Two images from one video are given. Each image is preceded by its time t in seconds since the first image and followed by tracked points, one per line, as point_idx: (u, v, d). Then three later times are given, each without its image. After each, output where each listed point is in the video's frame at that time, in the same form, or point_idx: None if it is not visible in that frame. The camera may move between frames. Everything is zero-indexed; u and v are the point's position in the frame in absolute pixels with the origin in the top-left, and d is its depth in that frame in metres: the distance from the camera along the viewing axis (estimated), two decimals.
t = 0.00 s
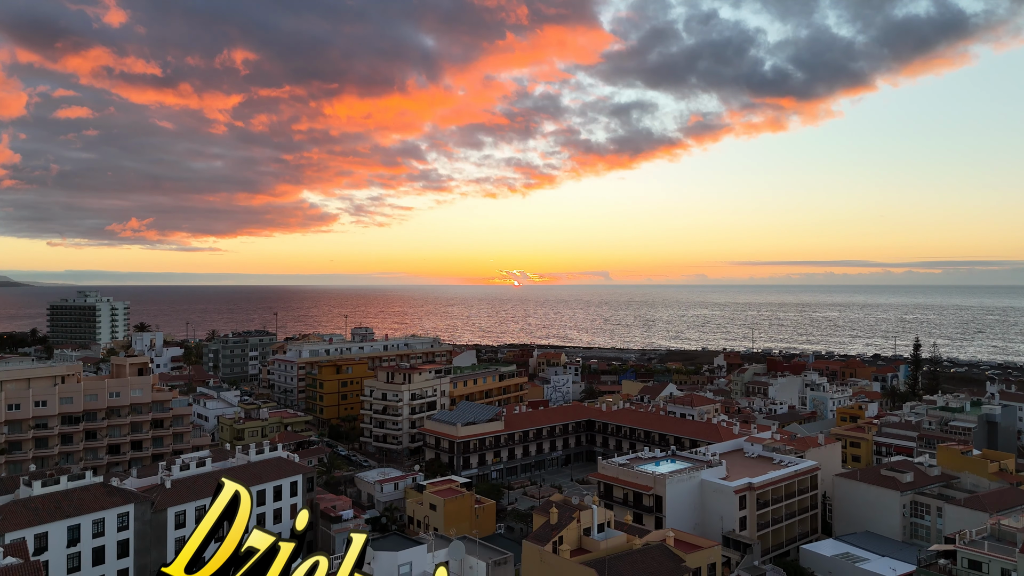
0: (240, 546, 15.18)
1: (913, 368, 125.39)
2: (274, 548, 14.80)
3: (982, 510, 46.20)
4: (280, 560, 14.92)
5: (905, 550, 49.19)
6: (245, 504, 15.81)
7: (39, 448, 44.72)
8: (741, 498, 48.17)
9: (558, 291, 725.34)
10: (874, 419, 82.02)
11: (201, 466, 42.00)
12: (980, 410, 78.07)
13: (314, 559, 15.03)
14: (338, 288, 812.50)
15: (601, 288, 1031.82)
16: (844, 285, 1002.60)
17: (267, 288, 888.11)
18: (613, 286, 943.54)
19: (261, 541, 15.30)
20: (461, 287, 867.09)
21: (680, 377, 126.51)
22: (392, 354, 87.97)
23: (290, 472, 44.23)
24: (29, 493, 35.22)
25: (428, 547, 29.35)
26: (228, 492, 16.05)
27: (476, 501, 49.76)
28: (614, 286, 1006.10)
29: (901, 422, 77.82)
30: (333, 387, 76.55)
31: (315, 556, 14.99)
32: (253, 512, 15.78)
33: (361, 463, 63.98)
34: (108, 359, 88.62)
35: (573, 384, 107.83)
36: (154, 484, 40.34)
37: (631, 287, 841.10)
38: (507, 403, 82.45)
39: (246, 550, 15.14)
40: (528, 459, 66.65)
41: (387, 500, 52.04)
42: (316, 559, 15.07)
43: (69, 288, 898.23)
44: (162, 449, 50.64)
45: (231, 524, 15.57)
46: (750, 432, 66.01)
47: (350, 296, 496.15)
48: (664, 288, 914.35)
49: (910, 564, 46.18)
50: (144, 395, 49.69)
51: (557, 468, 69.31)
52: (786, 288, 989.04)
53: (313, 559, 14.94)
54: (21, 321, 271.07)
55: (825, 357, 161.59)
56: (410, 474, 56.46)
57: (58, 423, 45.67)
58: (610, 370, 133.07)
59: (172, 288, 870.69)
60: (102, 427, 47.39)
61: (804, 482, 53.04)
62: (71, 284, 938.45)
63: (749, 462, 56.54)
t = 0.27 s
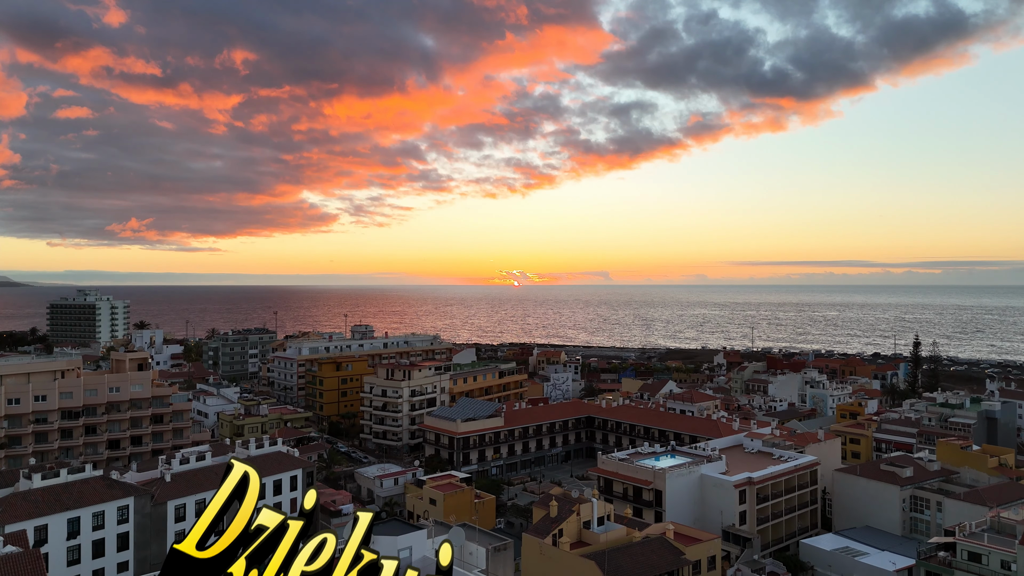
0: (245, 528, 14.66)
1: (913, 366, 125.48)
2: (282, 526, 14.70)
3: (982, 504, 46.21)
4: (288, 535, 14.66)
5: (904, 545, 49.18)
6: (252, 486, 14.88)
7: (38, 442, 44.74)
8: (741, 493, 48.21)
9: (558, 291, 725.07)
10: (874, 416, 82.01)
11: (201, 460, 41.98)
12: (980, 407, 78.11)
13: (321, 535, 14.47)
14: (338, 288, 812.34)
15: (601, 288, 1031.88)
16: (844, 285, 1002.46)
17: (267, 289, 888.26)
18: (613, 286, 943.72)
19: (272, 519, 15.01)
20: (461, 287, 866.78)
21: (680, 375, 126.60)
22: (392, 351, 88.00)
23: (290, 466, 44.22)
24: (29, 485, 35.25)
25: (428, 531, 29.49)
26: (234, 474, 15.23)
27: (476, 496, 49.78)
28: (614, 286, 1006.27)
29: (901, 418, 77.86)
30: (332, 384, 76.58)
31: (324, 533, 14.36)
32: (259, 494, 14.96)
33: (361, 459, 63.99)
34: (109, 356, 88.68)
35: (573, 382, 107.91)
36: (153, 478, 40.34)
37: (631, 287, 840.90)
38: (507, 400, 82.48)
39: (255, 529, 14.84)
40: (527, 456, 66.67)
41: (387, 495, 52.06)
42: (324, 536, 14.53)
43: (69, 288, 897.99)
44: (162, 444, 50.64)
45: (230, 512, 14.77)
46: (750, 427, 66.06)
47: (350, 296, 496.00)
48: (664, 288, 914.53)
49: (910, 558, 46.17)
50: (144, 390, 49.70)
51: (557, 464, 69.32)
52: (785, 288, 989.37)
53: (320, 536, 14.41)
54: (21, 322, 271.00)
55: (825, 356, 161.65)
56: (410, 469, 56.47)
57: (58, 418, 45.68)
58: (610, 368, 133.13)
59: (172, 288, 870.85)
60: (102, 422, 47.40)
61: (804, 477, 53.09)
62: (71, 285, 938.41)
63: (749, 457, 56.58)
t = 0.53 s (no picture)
0: (253, 508, 14.62)
1: (913, 364, 125.66)
2: (289, 503, 14.52)
3: (983, 499, 46.29)
4: (296, 515, 14.56)
5: (904, 539, 49.22)
6: (261, 464, 14.96)
7: (39, 437, 44.79)
8: (740, 487, 48.27)
9: (558, 291, 724.90)
10: (874, 413, 82.07)
11: (202, 454, 42.02)
12: (979, 403, 78.21)
13: (328, 512, 14.55)
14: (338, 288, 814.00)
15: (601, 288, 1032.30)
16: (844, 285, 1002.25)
17: (267, 289, 888.61)
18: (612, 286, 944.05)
19: (281, 498, 14.90)
20: (461, 287, 866.29)
21: (680, 373, 126.76)
22: (393, 348, 88.11)
23: (290, 461, 44.22)
24: (29, 478, 35.36)
25: (429, 517, 29.68)
26: (240, 454, 15.21)
27: (476, 491, 49.84)
28: (614, 286, 1007.00)
29: (901, 415, 77.99)
30: (333, 381, 76.64)
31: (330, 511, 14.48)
32: (265, 475, 14.97)
33: (361, 455, 64.03)
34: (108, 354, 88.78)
35: (573, 380, 108.00)
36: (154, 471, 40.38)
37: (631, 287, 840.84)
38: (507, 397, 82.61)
39: (264, 508, 14.70)
40: (527, 452, 66.74)
41: (387, 490, 52.10)
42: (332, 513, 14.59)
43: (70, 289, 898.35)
44: (162, 439, 50.67)
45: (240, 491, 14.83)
46: (750, 423, 66.17)
47: (350, 296, 496.33)
48: (664, 288, 915.03)
49: (910, 553, 46.22)
50: (144, 385, 49.70)
51: (557, 461, 69.36)
52: (785, 288, 989.71)
53: (328, 513, 14.53)
54: (21, 322, 271.24)
55: (825, 354, 161.72)
56: (410, 465, 56.52)
57: (58, 413, 45.71)
58: (609, 367, 133.28)
59: (172, 288, 870.73)
60: (102, 417, 47.43)
61: (804, 472, 53.18)
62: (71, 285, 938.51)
63: (749, 453, 56.70)
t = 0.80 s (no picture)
0: (262, 487, 14.70)
1: (913, 362, 125.71)
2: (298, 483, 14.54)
3: (983, 493, 46.38)
4: (303, 495, 14.52)
5: (904, 534, 49.27)
6: (268, 446, 15.20)
7: (39, 432, 44.83)
8: (740, 482, 48.30)
9: (558, 291, 724.80)
10: (874, 409, 82.10)
11: (202, 448, 42.03)
12: (979, 399, 78.28)
13: (336, 492, 14.64)
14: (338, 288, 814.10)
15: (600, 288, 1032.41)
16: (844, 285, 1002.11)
17: (267, 289, 888.77)
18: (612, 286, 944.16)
19: (289, 477, 14.95)
20: (461, 288, 866.32)
21: (680, 371, 126.79)
22: (393, 346, 88.13)
23: (290, 455, 44.25)
24: (29, 471, 35.48)
25: (428, 503, 29.65)
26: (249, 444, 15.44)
27: (476, 485, 49.90)
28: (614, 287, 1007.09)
29: (901, 411, 78.03)
30: (333, 378, 76.67)
31: (336, 490, 14.63)
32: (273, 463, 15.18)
33: (361, 452, 64.04)
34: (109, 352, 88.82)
35: (573, 378, 108.07)
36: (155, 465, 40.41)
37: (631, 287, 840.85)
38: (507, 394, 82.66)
39: (272, 487, 14.76)
40: (527, 448, 66.77)
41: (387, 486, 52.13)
42: (338, 492, 14.68)
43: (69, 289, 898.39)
44: (162, 435, 50.68)
45: (247, 471, 14.91)
46: (750, 419, 66.22)
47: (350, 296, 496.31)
48: (664, 288, 915.13)
49: (910, 547, 46.25)
50: (144, 380, 49.71)
51: (557, 457, 69.40)
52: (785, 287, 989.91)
53: (335, 493, 14.64)
54: (20, 322, 271.26)
55: (825, 353, 161.71)
56: (410, 461, 56.55)
57: (58, 408, 45.75)
58: (609, 365, 133.35)
59: (172, 288, 870.77)
60: (102, 412, 47.44)
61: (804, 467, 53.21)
62: (71, 286, 938.32)
63: (749, 448, 56.76)
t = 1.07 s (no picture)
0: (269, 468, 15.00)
1: (912, 359, 125.64)
2: (306, 463, 14.81)
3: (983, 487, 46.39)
4: (311, 475, 14.80)
5: (904, 528, 49.28)
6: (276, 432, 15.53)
7: (39, 427, 44.83)
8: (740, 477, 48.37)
9: (558, 291, 724.32)
10: (873, 406, 82.08)
11: (202, 443, 42.02)
12: (979, 396, 78.26)
13: (343, 473, 14.94)
14: (338, 288, 814.27)
15: (600, 288, 1032.32)
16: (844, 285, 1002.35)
17: (267, 289, 888.81)
18: (612, 286, 944.14)
19: (296, 459, 15.14)
20: (461, 288, 866.23)
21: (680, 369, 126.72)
22: (393, 343, 88.13)
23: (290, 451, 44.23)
24: (29, 464, 35.65)
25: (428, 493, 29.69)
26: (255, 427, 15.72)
27: (476, 480, 49.96)
28: (613, 287, 1006.79)
29: (901, 408, 78.02)
30: (333, 375, 76.66)
31: (344, 472, 14.81)
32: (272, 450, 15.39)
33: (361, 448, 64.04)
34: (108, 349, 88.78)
35: (573, 376, 108.00)
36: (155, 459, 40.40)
37: (631, 287, 840.33)
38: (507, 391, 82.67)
39: (281, 467, 15.00)
40: (527, 444, 66.77)
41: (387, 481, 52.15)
42: (346, 474, 14.92)
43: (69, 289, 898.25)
44: (162, 431, 50.68)
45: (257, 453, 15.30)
46: (750, 415, 66.25)
47: (349, 296, 496.29)
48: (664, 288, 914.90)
49: (910, 541, 46.26)
50: (144, 375, 49.69)
51: (557, 453, 69.42)
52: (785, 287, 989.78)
53: (343, 473, 14.94)
54: (20, 322, 271.18)
55: (825, 351, 161.62)
56: (410, 456, 56.57)
57: (58, 403, 45.74)
58: (609, 363, 133.30)
59: (172, 289, 870.80)
60: (102, 407, 47.42)
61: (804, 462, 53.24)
62: (70, 286, 938.16)
63: (749, 443, 56.82)
